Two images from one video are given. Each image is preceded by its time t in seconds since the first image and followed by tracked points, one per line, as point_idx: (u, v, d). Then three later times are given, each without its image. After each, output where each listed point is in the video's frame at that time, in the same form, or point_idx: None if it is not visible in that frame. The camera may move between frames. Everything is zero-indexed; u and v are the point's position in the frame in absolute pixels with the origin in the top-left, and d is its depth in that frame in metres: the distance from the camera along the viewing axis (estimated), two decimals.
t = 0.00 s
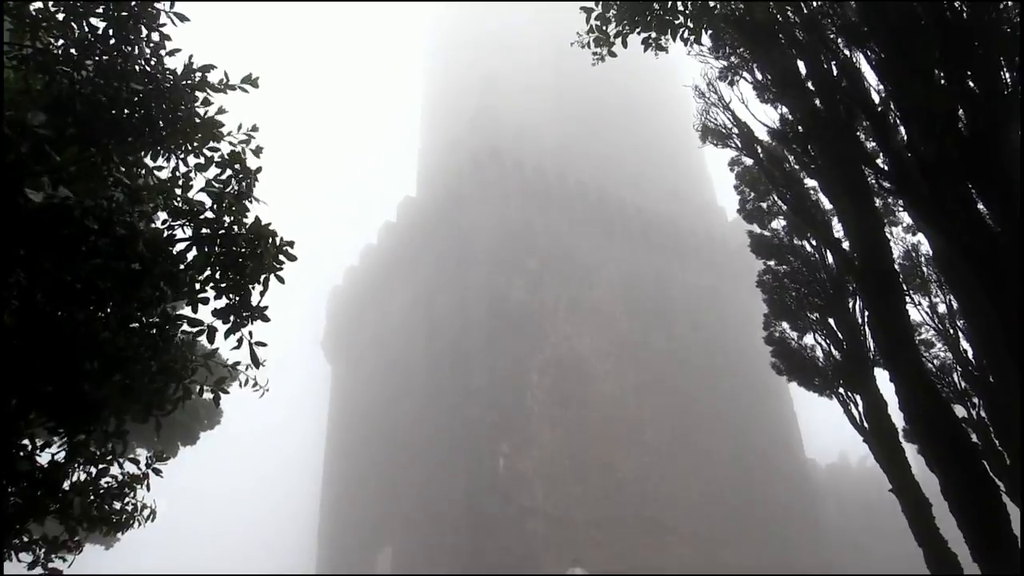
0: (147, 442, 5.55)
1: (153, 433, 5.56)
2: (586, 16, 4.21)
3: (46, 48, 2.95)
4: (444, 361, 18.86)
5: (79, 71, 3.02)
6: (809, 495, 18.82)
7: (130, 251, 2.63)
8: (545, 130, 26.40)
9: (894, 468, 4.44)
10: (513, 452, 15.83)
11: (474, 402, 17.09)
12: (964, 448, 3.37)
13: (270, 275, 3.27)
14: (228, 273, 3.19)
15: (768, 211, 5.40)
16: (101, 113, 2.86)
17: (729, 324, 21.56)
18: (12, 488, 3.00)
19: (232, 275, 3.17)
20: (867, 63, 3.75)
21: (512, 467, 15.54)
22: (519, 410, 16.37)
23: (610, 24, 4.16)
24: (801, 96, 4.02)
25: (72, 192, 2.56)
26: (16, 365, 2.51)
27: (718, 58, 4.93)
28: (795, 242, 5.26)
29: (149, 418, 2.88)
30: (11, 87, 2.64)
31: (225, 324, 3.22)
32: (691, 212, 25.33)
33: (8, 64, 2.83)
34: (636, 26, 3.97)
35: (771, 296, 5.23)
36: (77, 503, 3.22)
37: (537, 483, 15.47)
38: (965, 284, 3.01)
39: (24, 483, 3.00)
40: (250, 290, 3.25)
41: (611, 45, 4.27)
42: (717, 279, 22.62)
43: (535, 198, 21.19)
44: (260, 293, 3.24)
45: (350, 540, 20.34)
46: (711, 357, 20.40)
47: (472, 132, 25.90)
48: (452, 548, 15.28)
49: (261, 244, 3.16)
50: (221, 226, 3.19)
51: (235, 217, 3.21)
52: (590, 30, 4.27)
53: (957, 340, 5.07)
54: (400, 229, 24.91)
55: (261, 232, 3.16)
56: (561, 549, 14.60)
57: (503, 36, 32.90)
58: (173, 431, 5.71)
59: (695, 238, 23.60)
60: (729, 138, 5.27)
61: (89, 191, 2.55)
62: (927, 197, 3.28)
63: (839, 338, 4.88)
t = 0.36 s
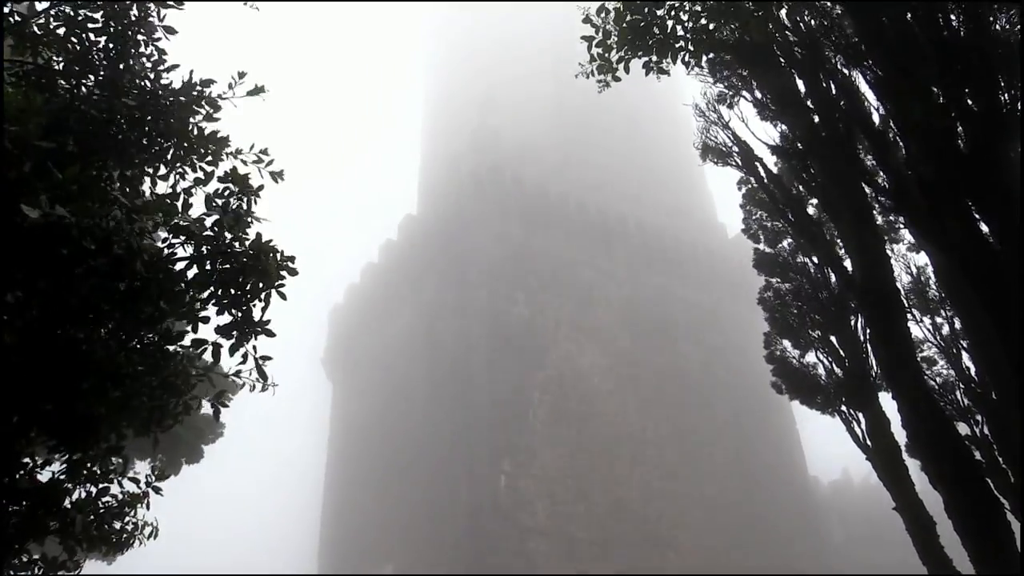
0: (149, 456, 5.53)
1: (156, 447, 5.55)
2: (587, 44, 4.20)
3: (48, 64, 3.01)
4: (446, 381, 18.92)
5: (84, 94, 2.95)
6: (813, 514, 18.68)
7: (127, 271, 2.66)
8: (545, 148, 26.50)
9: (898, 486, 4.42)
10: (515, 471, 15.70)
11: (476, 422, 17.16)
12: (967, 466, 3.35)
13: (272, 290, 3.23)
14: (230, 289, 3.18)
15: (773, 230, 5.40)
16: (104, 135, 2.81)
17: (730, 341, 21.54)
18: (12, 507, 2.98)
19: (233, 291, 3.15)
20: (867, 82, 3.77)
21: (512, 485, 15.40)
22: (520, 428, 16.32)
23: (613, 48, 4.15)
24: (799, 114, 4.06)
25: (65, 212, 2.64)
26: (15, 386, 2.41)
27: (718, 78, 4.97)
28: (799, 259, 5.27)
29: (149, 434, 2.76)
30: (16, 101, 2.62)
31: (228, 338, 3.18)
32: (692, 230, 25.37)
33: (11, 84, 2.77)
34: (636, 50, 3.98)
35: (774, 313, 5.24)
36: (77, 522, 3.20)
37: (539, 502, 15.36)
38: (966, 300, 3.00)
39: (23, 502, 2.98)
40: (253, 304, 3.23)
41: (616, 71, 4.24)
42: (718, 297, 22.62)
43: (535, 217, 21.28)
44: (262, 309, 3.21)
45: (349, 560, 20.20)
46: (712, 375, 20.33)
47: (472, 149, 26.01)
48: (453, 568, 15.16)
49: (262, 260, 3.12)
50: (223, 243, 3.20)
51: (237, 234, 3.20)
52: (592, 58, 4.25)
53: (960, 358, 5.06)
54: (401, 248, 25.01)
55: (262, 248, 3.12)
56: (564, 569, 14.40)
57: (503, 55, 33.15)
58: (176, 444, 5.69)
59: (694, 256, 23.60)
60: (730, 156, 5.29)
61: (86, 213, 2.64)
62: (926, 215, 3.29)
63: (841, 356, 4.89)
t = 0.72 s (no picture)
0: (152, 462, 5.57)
1: (158, 454, 5.59)
2: (584, 50, 4.19)
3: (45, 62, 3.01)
4: (447, 388, 19.01)
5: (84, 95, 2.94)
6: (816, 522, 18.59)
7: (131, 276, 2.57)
8: (546, 155, 26.52)
9: (900, 497, 4.40)
10: (516, 478, 15.63)
11: (478, 429, 17.18)
12: (968, 479, 3.34)
13: (270, 291, 3.24)
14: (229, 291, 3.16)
15: (772, 241, 5.40)
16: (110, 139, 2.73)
17: (732, 349, 21.54)
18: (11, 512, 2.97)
19: (232, 293, 3.14)
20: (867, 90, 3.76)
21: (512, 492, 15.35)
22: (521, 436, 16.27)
23: (609, 54, 4.14)
24: (799, 124, 4.07)
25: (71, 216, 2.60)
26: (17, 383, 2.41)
27: (718, 87, 4.97)
28: (798, 269, 5.27)
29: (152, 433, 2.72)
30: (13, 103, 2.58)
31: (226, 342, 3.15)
32: (693, 237, 25.44)
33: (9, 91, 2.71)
34: (633, 57, 4.00)
35: (774, 323, 5.24)
36: (76, 528, 3.18)
37: (540, 510, 15.26)
38: (965, 311, 2.98)
39: (23, 507, 2.97)
40: (251, 306, 3.20)
41: (609, 77, 4.25)
42: (720, 305, 22.65)
43: (535, 225, 21.31)
44: (262, 310, 3.19)
45: (349, 565, 20.19)
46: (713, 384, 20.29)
47: (473, 157, 26.04)
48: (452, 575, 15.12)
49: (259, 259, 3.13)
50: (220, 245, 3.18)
51: (234, 235, 3.18)
52: (588, 63, 4.26)
53: (960, 367, 5.05)
54: (402, 256, 25.05)
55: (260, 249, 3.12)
56: None
57: (504, 63, 33.26)
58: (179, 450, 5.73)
59: (694, 265, 23.59)
60: (730, 166, 5.30)
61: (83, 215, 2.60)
62: (928, 227, 3.27)
63: (841, 366, 4.88)
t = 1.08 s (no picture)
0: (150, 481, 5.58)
1: (156, 472, 5.60)
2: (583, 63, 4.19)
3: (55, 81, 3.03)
4: (448, 397, 19.00)
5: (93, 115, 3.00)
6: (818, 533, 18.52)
7: (140, 293, 2.66)
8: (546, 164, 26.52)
9: (900, 508, 4.40)
10: (516, 490, 15.57)
11: (478, 439, 17.14)
12: (969, 488, 3.33)
13: (271, 315, 3.24)
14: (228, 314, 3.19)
15: (770, 249, 5.41)
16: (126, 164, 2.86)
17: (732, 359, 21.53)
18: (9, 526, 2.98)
19: (232, 317, 3.17)
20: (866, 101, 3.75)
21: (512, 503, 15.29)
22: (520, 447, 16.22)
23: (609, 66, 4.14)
24: (798, 134, 4.08)
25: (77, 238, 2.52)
26: (16, 408, 2.46)
27: (716, 96, 4.98)
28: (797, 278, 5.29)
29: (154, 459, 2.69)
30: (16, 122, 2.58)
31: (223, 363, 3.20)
32: (694, 247, 25.46)
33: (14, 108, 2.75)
34: (631, 71, 4.00)
35: (773, 333, 5.25)
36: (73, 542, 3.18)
37: (539, 522, 15.19)
38: (965, 321, 2.96)
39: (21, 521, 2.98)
40: (252, 329, 3.23)
41: (610, 90, 4.25)
42: (721, 315, 22.65)
43: (536, 236, 21.30)
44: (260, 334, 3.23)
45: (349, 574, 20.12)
46: (713, 395, 20.26)
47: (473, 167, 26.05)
48: None
49: (263, 285, 3.14)
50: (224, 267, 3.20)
51: (239, 258, 3.20)
52: (587, 76, 4.21)
53: (961, 377, 5.05)
54: (403, 267, 25.05)
55: (263, 273, 3.15)
56: None
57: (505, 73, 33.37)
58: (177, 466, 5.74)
59: (694, 276, 23.58)
60: (729, 176, 5.31)
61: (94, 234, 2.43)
62: (926, 238, 3.26)
63: (841, 376, 4.88)
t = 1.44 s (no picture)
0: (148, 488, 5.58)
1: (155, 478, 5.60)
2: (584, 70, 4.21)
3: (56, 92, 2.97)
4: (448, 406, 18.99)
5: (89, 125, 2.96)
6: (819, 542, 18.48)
7: (139, 300, 2.61)
8: (545, 173, 26.55)
9: (901, 516, 4.38)
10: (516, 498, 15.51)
11: (478, 447, 17.09)
12: (971, 497, 3.30)
13: (269, 321, 3.22)
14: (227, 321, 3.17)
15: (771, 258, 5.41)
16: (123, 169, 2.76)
17: (732, 367, 21.52)
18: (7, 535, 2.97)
19: (231, 323, 3.14)
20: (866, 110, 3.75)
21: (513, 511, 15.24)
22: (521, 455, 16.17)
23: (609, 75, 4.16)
24: (798, 143, 4.08)
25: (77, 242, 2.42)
26: (16, 416, 2.44)
27: (717, 105, 4.99)
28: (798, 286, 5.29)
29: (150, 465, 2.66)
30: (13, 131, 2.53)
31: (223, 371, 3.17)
32: (694, 256, 25.51)
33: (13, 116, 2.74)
34: (634, 79, 4.00)
35: (775, 340, 5.25)
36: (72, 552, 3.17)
37: (540, 531, 15.11)
38: (967, 328, 2.94)
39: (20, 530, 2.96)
40: (251, 335, 3.21)
41: (610, 98, 4.26)
42: (720, 324, 22.67)
43: (536, 245, 21.31)
44: (259, 341, 3.21)
45: None
46: (713, 403, 20.24)
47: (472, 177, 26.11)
48: None
49: (259, 291, 3.12)
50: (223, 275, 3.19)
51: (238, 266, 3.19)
52: (588, 84, 4.26)
53: (961, 385, 5.04)
54: (403, 276, 25.06)
55: (261, 280, 3.13)
56: None
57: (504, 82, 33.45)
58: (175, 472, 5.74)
59: (693, 286, 23.59)
60: (730, 184, 5.31)
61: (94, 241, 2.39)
62: (928, 244, 3.24)
63: (842, 384, 4.87)
